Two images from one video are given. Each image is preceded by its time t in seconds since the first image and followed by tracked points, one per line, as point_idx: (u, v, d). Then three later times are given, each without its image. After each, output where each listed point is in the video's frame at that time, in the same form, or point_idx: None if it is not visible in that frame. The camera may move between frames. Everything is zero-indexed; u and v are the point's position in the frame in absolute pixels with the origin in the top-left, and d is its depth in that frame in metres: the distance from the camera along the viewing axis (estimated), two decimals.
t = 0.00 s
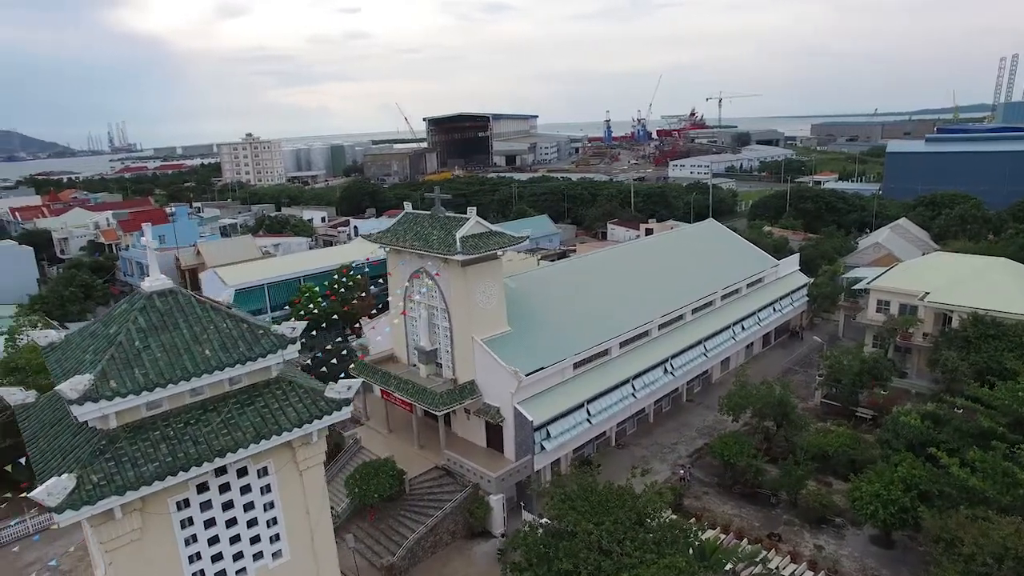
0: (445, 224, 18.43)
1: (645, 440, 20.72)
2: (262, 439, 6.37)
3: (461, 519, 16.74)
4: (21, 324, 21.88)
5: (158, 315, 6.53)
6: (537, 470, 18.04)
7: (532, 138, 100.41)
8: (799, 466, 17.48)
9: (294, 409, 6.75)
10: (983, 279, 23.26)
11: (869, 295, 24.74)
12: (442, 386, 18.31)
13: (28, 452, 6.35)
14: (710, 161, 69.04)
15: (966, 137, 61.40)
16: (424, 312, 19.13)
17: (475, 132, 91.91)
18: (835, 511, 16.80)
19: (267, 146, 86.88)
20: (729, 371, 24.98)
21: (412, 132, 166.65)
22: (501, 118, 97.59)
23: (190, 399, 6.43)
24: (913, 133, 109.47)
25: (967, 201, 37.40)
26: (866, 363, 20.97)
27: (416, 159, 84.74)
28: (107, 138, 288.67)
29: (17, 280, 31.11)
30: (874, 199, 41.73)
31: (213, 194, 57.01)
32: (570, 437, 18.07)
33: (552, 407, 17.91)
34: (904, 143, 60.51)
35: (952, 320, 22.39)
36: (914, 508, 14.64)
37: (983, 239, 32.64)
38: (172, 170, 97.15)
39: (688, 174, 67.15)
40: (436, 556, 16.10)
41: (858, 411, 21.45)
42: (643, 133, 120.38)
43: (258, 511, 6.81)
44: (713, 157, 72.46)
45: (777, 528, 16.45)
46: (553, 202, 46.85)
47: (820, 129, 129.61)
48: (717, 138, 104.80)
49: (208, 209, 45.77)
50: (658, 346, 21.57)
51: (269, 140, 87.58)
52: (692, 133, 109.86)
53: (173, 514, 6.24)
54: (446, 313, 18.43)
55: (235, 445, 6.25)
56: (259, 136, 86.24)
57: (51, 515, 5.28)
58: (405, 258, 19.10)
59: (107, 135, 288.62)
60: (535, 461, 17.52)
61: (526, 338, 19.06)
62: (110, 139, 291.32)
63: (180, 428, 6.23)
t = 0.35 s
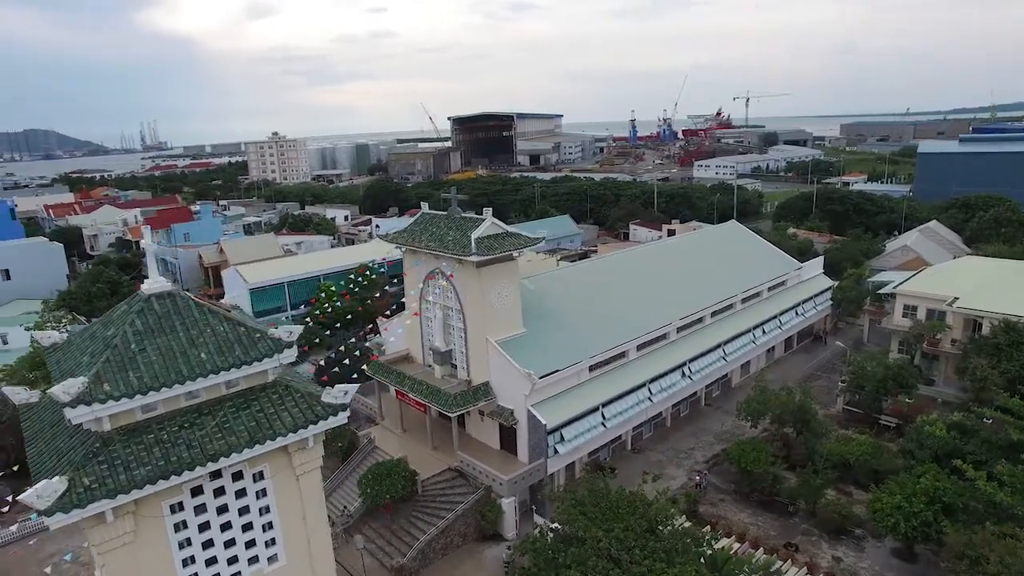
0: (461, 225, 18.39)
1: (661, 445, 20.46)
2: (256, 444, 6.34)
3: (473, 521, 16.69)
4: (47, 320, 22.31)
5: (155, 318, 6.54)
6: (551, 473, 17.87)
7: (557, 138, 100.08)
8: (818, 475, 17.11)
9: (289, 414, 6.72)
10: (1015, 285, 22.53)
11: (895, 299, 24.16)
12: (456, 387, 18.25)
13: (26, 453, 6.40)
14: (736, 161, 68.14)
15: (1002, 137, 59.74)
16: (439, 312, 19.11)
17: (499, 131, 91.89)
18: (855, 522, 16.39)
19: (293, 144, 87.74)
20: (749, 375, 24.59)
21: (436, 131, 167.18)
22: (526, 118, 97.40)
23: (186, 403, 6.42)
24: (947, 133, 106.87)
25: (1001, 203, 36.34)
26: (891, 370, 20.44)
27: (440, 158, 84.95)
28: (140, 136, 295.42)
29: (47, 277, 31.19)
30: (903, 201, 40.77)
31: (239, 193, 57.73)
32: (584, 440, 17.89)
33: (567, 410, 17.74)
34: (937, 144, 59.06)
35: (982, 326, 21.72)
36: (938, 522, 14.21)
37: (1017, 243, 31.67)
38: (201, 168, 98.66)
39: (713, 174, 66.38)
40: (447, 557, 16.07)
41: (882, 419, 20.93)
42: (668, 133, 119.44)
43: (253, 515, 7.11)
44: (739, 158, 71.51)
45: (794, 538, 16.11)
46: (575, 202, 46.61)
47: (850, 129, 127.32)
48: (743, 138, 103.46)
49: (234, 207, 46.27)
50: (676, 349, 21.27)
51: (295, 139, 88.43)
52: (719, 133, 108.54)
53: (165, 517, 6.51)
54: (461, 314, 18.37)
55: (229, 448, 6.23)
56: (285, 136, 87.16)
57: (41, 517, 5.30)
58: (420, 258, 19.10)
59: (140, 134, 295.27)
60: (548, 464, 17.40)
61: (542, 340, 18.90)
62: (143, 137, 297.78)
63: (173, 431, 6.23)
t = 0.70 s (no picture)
0: (481, 226, 18.30)
1: (682, 450, 20.14)
2: (250, 449, 6.30)
3: (487, 524, 16.60)
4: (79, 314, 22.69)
5: (154, 320, 6.55)
6: (568, 477, 17.68)
7: (587, 137, 99.49)
8: (843, 486, 16.62)
9: (285, 419, 6.68)
10: None
11: (930, 305, 23.39)
12: (474, 389, 18.17)
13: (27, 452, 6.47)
14: (769, 161, 66.90)
15: None
16: (458, 313, 19.06)
17: (530, 131, 91.76)
18: (881, 536, 15.88)
19: (324, 143, 88.65)
20: (775, 381, 24.08)
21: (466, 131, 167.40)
22: (556, 117, 97.04)
23: (182, 406, 6.43)
24: (992, 133, 103.55)
25: None
26: (923, 379, 19.78)
27: (469, 157, 85.18)
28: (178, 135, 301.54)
29: (81, 269, 31.48)
30: (942, 203, 39.54)
31: (271, 190, 58.51)
32: (602, 445, 17.64)
33: (585, 414, 17.51)
34: (979, 144, 57.21)
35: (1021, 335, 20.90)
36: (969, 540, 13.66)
37: None
38: (235, 166, 100.25)
39: (745, 175, 65.29)
40: (461, 560, 16.00)
41: (913, 429, 20.28)
42: (701, 132, 118.00)
43: (249, 519, 7.34)
44: (772, 158, 70.23)
45: (816, 550, 15.68)
46: (603, 202, 46.19)
47: (888, 129, 124.29)
48: (777, 138, 101.66)
49: (264, 204, 46.87)
50: (699, 354, 20.89)
51: (327, 138, 89.41)
52: (752, 133, 106.79)
53: (158, 519, 6.76)
54: (480, 315, 18.28)
55: (222, 453, 6.21)
56: (316, 134, 88.12)
57: (32, 519, 5.34)
58: (441, 259, 19.07)
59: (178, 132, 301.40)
60: (565, 468, 17.20)
61: (561, 343, 18.71)
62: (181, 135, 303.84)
63: (168, 434, 6.23)
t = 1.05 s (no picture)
0: (503, 226, 18.18)
1: (706, 456, 19.76)
2: (246, 451, 6.28)
3: (505, 527, 16.47)
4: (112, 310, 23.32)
5: (154, 321, 6.57)
6: (588, 481, 17.44)
7: (620, 137, 98.76)
8: (873, 499, 16.07)
9: (283, 421, 6.64)
10: None
11: (970, 312, 22.54)
12: (494, 391, 18.06)
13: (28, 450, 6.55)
14: (806, 161, 65.52)
15: None
16: (480, 314, 18.98)
17: (562, 130, 91.41)
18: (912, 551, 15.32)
19: (357, 141, 89.57)
20: (804, 388, 23.50)
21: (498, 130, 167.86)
22: (589, 116, 96.49)
23: (180, 407, 6.44)
24: None
25: None
26: (961, 389, 19.05)
27: (501, 156, 85.24)
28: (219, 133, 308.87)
29: (117, 264, 31.64)
30: (986, 206, 38.19)
31: (304, 189, 59.31)
32: (623, 450, 17.35)
33: (606, 418, 17.25)
34: None
35: None
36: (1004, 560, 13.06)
37: None
38: (270, 164, 101.81)
39: (781, 175, 64.05)
40: (477, 563, 15.91)
41: (949, 441, 19.55)
42: (736, 133, 116.35)
43: (246, 522, 7.35)
44: (809, 158, 68.79)
45: (841, 565, 15.18)
46: (634, 202, 45.72)
47: (932, 129, 120.87)
48: (815, 138, 99.61)
49: (297, 202, 47.52)
50: (724, 359, 20.46)
51: (361, 136, 90.30)
52: (789, 132, 104.90)
53: (153, 520, 6.79)
54: (501, 316, 18.16)
55: (217, 455, 6.19)
56: (350, 133, 89.06)
57: (25, 518, 5.39)
58: (463, 259, 19.02)
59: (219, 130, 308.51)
60: (584, 473, 16.96)
61: (583, 345, 18.48)
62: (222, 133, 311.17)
63: (165, 435, 6.24)
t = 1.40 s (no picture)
0: (524, 227, 18.04)
1: (728, 463, 19.41)
2: (242, 454, 6.27)
3: (520, 530, 16.37)
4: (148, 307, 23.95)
5: (155, 322, 6.59)
6: (607, 486, 17.23)
7: (652, 136, 97.81)
8: (901, 512, 15.56)
9: (281, 424, 6.62)
10: None
11: (1011, 320, 21.71)
12: (513, 393, 17.95)
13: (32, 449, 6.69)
14: (842, 162, 64.05)
15: None
16: (500, 315, 18.88)
17: (593, 130, 90.90)
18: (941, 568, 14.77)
19: (388, 140, 90.24)
20: (833, 395, 22.94)
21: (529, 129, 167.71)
22: (620, 116, 95.77)
23: (179, 408, 6.47)
24: None
25: None
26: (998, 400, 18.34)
27: (531, 155, 85.13)
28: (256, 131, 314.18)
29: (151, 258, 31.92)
30: None
31: (335, 187, 59.95)
32: (642, 455, 17.09)
33: (625, 422, 17.00)
34: None
35: None
36: None
37: None
38: (303, 162, 103.12)
39: (816, 176, 62.75)
40: (492, 565, 15.85)
41: (985, 454, 18.86)
42: (771, 133, 114.41)
43: (245, 523, 7.43)
44: (845, 158, 67.24)
45: None
46: (663, 203, 45.20)
47: (977, 129, 117.29)
48: (853, 138, 97.39)
49: (327, 201, 48.02)
50: (749, 364, 20.04)
51: (392, 135, 90.94)
52: (826, 132, 102.72)
53: (151, 520, 6.88)
54: (521, 317, 18.03)
55: (214, 457, 6.20)
56: (381, 132, 89.77)
57: (22, 517, 5.45)
58: (484, 260, 18.93)
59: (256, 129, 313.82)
60: (602, 478, 16.75)
61: (603, 348, 18.25)
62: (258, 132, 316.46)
63: (164, 437, 6.27)
